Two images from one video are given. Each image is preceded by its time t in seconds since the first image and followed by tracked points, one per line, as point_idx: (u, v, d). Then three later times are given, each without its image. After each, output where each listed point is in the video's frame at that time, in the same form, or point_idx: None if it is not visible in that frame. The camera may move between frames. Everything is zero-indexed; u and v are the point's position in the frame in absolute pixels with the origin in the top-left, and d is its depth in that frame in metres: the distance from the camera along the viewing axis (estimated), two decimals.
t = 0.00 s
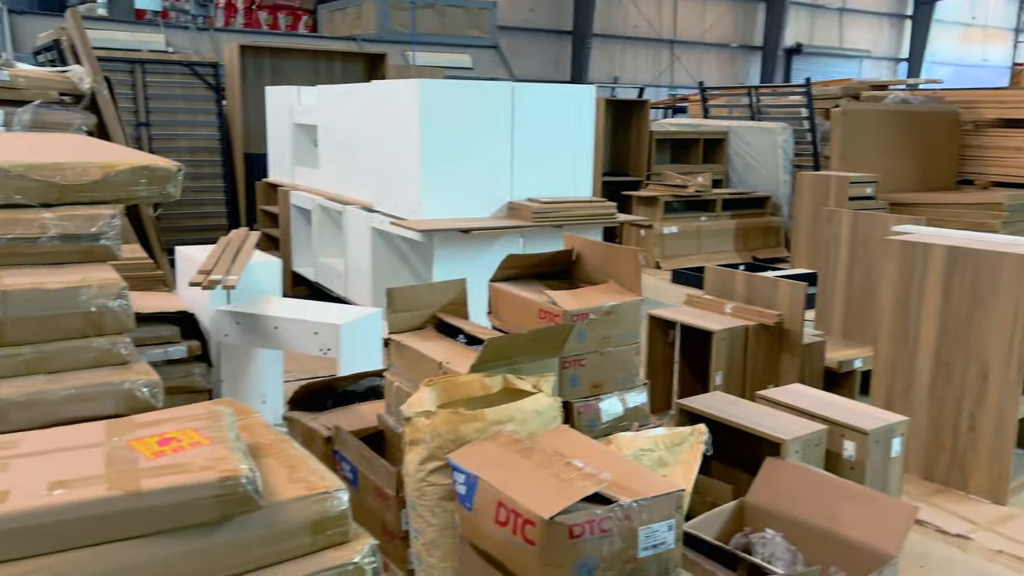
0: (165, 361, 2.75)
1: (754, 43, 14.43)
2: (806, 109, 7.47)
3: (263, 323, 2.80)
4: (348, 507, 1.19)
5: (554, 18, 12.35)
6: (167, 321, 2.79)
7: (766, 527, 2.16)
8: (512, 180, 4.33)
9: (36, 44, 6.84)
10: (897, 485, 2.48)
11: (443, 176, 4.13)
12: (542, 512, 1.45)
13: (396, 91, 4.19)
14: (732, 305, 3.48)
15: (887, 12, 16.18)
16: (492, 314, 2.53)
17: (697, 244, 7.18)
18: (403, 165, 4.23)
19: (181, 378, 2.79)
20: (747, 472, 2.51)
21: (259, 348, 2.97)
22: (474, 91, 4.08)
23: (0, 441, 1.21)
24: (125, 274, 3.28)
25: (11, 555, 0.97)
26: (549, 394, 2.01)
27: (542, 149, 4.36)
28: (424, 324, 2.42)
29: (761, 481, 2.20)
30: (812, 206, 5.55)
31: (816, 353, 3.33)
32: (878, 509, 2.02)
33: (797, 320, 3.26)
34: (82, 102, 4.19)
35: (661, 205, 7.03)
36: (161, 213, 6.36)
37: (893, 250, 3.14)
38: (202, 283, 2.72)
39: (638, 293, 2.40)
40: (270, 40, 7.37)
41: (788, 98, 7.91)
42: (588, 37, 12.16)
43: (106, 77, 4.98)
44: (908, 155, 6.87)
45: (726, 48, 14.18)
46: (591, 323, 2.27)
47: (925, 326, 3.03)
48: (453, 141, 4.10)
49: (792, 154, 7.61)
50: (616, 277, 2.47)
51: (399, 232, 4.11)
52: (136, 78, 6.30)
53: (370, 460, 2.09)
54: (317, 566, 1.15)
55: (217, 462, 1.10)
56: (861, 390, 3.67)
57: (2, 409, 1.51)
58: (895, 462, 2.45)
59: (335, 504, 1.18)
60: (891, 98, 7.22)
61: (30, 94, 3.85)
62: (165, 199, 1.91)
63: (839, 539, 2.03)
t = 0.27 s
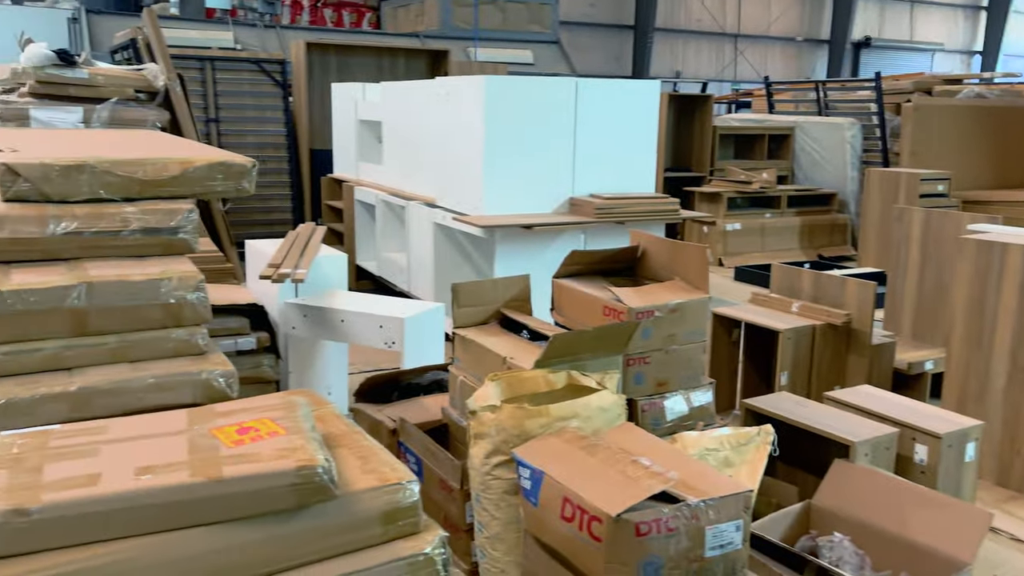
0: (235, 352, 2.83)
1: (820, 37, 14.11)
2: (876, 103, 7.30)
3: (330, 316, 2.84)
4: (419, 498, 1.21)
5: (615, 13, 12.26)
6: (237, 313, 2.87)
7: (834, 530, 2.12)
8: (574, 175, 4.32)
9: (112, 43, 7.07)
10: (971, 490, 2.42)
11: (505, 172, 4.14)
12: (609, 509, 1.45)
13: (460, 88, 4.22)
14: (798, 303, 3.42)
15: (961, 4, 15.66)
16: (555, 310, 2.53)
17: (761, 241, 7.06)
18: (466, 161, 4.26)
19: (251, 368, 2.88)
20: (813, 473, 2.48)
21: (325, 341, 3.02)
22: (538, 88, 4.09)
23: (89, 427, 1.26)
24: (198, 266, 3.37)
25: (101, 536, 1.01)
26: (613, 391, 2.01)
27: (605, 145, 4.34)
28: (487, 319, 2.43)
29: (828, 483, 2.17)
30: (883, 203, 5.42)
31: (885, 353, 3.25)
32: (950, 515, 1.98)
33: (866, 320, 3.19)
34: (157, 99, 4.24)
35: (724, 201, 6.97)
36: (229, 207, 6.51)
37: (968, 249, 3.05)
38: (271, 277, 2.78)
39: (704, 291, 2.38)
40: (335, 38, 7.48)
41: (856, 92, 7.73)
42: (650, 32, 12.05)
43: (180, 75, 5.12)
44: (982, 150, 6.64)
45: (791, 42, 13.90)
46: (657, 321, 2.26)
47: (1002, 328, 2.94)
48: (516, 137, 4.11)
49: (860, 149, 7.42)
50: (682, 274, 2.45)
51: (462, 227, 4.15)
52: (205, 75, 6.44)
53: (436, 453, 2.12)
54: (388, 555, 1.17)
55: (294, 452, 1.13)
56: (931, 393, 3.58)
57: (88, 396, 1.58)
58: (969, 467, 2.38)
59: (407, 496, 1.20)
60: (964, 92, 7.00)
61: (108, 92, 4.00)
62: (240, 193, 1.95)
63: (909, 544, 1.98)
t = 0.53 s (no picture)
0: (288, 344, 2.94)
1: (874, 30, 13.83)
2: (932, 98, 7.14)
3: (377, 309, 2.86)
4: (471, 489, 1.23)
5: (664, 7, 12.16)
6: (290, 306, 2.96)
7: (886, 532, 2.08)
8: (621, 170, 4.30)
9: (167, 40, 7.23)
10: None
11: (553, 166, 4.14)
12: (658, 504, 1.45)
13: (509, 83, 4.23)
14: (850, 302, 3.37)
15: None
16: (603, 305, 2.53)
17: (812, 238, 6.96)
18: (514, 156, 4.27)
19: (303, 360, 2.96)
20: (864, 473, 2.45)
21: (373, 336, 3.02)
22: (586, 82, 4.08)
23: (152, 413, 1.29)
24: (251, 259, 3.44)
25: (165, 518, 1.04)
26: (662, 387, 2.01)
27: (654, 139, 4.31)
28: (535, 314, 2.44)
29: (880, 485, 2.14)
30: (934, 204, 5.32)
31: (941, 353, 3.18)
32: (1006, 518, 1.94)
33: (920, 320, 3.13)
34: (212, 94, 4.32)
35: (775, 197, 6.85)
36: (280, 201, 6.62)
37: None
38: (323, 270, 2.83)
39: (755, 287, 2.36)
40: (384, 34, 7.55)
41: (912, 86, 7.57)
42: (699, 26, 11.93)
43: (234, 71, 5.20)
44: None
45: (843, 35, 13.64)
46: (706, 317, 2.24)
47: None
48: (564, 132, 4.11)
49: (915, 145, 7.27)
50: (733, 270, 2.43)
51: (509, 222, 4.16)
52: (258, 70, 6.56)
53: (484, 446, 2.14)
54: (441, 545, 1.18)
55: (349, 441, 1.15)
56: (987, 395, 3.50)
57: (149, 384, 1.63)
58: None
59: (459, 486, 1.21)
60: None
61: (164, 88, 4.09)
62: (295, 187, 2.00)
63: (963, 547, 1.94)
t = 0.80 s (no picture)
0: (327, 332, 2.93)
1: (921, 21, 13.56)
2: (980, 90, 6.99)
3: (416, 299, 2.88)
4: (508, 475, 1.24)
5: None
6: (329, 295, 2.96)
7: (926, 528, 2.06)
8: (661, 163, 4.28)
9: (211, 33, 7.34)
10: None
11: (592, 159, 4.14)
12: (695, 494, 1.45)
13: (547, 74, 4.23)
14: (892, 296, 3.32)
15: None
16: (641, 297, 2.53)
17: (853, 232, 6.87)
18: (552, 148, 4.27)
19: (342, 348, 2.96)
20: (904, 470, 2.43)
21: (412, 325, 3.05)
22: (626, 74, 4.06)
23: (198, 396, 1.33)
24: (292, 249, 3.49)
25: (210, 498, 1.07)
26: (700, 379, 2.01)
27: (693, 132, 4.29)
28: (572, 305, 2.45)
29: (921, 481, 2.12)
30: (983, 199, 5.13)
31: (984, 350, 3.14)
32: None
33: (965, 316, 3.09)
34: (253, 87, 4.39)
35: (816, 190, 6.80)
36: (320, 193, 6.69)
37: None
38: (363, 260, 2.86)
39: (796, 281, 2.34)
40: (423, 26, 7.58)
41: (959, 78, 7.41)
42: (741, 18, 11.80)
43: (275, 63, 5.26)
44: None
45: (889, 27, 13.40)
46: (745, 310, 2.23)
47: None
48: (603, 124, 4.10)
49: (962, 138, 7.13)
50: (773, 262, 2.42)
51: (547, 214, 4.16)
52: (299, 63, 6.64)
53: (520, 435, 2.16)
54: (478, 530, 1.20)
55: (388, 426, 1.17)
56: None
57: (195, 368, 1.67)
58: None
59: (496, 472, 1.23)
60: None
61: (208, 80, 4.16)
62: (336, 178, 2.03)
63: (1005, 544, 1.91)
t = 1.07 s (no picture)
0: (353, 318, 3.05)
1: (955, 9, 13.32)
2: (1014, 79, 6.87)
3: (440, 285, 2.87)
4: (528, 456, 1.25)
5: None
6: (355, 281, 3.07)
7: (950, 519, 2.04)
8: (686, 152, 4.26)
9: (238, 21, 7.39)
10: None
11: (616, 147, 4.12)
12: (715, 479, 1.45)
13: (572, 62, 4.22)
14: (919, 287, 3.29)
15: None
16: (664, 285, 2.52)
17: (881, 224, 6.81)
18: (576, 136, 4.26)
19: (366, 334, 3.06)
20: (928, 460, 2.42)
21: (435, 312, 3.06)
22: (652, 62, 4.04)
23: (224, 373, 1.35)
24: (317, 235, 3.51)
25: (236, 472, 1.09)
26: (722, 366, 2.00)
27: (720, 120, 4.26)
28: (595, 292, 2.45)
29: (945, 471, 2.10)
30: (1010, 186, 4.93)
31: (1013, 342, 3.12)
32: None
33: (993, 307, 3.07)
34: (281, 73, 4.35)
35: (843, 179, 6.75)
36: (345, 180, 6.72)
37: None
38: (387, 246, 2.90)
39: (822, 269, 2.32)
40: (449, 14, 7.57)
41: (992, 67, 7.29)
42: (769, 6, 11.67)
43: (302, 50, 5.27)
44: None
45: (921, 14, 13.18)
46: (770, 298, 2.22)
47: None
48: (629, 112, 4.08)
49: (995, 129, 7.01)
50: (799, 250, 2.40)
51: (571, 202, 4.16)
52: (325, 50, 6.67)
53: (542, 420, 2.17)
54: (498, 509, 1.21)
55: (410, 405, 1.18)
56: None
57: (222, 349, 1.71)
58: None
59: (517, 453, 1.24)
60: None
61: (236, 66, 4.18)
62: (361, 162, 2.04)
63: None
